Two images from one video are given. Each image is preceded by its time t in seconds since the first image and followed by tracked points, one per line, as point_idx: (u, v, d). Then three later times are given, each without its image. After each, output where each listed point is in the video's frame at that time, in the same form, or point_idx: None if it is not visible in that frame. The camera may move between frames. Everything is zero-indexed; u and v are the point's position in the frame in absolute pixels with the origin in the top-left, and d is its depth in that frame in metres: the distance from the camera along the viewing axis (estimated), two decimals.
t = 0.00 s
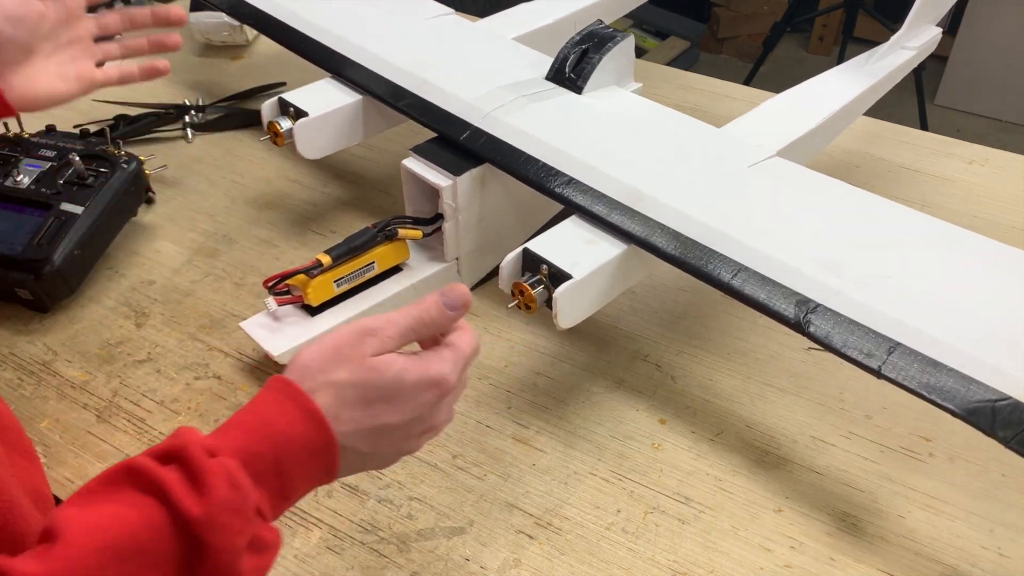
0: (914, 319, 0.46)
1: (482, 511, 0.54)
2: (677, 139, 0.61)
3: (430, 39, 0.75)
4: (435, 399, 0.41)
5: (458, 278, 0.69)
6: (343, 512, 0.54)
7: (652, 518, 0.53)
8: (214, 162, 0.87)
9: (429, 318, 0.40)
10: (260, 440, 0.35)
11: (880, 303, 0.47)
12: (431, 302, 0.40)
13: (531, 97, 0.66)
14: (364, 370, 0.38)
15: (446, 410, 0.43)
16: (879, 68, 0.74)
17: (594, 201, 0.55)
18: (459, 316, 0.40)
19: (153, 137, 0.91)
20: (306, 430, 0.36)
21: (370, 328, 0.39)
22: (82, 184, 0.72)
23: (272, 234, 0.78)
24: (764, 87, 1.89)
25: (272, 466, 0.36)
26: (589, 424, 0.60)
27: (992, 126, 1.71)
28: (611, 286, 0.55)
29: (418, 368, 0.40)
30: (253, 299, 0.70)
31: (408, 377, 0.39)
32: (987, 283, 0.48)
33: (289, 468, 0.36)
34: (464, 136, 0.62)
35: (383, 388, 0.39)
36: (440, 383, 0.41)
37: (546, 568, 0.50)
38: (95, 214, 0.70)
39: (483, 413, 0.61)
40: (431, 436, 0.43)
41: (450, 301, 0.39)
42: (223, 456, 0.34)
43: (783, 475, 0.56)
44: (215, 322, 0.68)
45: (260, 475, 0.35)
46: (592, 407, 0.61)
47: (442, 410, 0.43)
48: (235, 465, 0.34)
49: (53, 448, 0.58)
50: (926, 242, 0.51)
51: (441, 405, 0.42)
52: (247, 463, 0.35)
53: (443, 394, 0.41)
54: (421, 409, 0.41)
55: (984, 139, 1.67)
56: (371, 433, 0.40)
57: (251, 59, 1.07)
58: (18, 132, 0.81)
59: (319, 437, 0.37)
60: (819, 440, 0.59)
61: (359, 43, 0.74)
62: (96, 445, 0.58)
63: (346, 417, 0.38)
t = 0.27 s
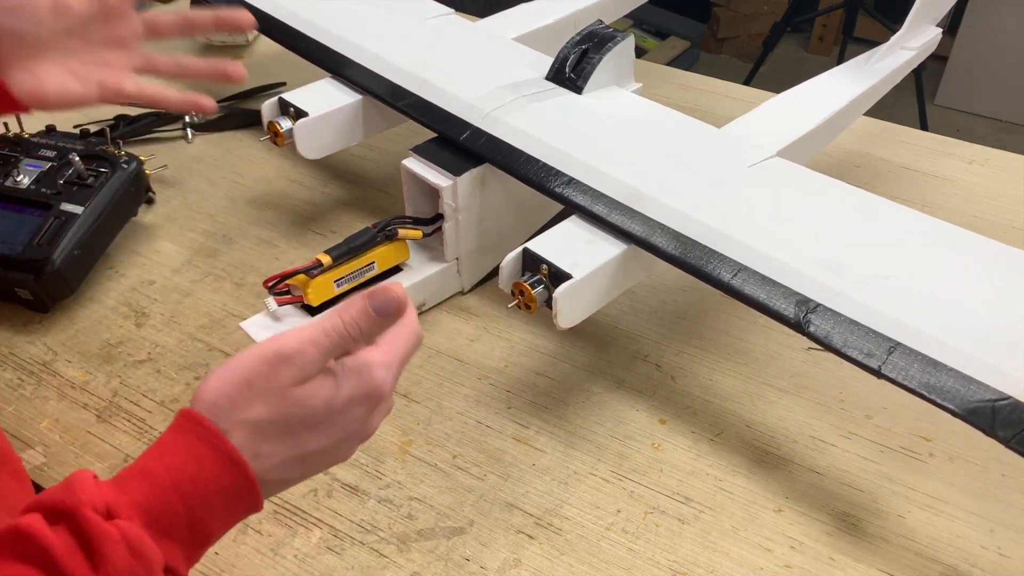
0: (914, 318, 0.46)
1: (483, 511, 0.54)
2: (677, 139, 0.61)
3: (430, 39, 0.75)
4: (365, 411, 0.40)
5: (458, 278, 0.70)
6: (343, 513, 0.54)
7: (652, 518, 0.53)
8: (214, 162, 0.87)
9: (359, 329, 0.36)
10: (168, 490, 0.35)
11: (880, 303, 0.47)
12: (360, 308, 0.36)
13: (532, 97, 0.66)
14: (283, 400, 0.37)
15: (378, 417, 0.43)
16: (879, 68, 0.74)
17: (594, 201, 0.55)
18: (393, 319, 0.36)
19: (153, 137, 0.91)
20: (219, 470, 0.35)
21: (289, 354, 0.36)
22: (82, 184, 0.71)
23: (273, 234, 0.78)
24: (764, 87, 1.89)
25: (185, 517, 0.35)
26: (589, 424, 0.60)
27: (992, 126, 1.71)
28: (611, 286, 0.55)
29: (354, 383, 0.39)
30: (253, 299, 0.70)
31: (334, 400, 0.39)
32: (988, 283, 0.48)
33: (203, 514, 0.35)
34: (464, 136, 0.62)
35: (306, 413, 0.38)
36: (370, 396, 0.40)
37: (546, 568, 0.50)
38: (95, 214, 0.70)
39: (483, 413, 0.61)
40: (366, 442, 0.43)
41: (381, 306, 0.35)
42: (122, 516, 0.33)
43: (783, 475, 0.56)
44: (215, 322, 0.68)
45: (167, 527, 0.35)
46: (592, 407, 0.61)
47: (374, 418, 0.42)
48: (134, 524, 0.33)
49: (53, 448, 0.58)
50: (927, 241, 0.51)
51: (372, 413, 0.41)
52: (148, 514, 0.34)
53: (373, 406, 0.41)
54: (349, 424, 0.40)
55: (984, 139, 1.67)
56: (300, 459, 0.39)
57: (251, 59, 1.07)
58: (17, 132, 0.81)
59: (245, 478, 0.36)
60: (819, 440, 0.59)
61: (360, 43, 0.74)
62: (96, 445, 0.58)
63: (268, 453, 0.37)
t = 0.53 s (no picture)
0: (914, 319, 0.46)
1: (483, 511, 0.54)
2: (677, 139, 0.61)
3: (431, 39, 0.75)
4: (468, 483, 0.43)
5: (458, 278, 0.70)
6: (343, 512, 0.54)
7: (652, 518, 0.53)
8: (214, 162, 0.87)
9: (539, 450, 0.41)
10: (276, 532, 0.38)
11: (880, 303, 0.47)
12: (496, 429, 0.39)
13: (532, 97, 0.66)
14: (402, 498, 0.40)
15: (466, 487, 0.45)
16: (880, 68, 0.74)
17: (594, 201, 0.55)
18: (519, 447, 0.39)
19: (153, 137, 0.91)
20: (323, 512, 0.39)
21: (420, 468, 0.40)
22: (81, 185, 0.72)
23: (272, 234, 0.78)
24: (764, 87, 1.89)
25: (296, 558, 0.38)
26: (589, 424, 0.60)
27: (992, 126, 1.71)
28: (611, 285, 0.55)
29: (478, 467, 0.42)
30: (253, 299, 0.70)
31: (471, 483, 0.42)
32: (989, 283, 0.48)
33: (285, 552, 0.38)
34: (464, 136, 0.62)
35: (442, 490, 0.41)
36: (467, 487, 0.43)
37: (546, 568, 0.50)
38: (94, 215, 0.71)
39: (483, 413, 0.60)
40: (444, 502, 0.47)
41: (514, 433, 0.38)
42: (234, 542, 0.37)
43: (783, 475, 0.56)
44: (215, 322, 0.68)
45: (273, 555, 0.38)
46: (592, 407, 0.61)
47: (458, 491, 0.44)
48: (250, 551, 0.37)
49: (53, 448, 0.58)
50: (927, 241, 0.51)
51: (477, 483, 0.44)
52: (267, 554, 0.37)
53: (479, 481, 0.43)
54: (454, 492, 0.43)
55: (984, 139, 1.67)
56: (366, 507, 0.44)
57: (251, 59, 1.07)
58: (17, 132, 0.81)
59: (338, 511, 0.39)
60: (819, 440, 0.59)
61: (360, 43, 0.74)
62: (96, 445, 0.58)
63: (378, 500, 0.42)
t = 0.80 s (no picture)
0: (914, 318, 0.46)
1: (482, 510, 0.54)
2: (677, 138, 0.61)
3: (430, 39, 0.75)
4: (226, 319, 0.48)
5: (458, 278, 0.70)
6: (343, 512, 0.54)
7: (652, 518, 0.53)
8: (214, 162, 0.87)
9: (221, 243, 0.43)
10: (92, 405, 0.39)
11: (880, 303, 0.47)
12: (221, 218, 0.42)
13: (532, 97, 0.66)
14: (164, 306, 0.42)
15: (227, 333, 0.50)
16: (879, 68, 0.74)
17: (594, 201, 0.55)
18: (242, 233, 0.43)
19: (153, 137, 0.91)
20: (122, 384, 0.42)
21: (159, 281, 0.41)
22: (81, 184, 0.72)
23: (272, 234, 0.78)
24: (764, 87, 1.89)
25: (108, 419, 0.39)
26: (589, 424, 0.60)
27: (992, 126, 1.71)
28: (611, 285, 0.55)
29: (214, 297, 0.45)
30: (253, 299, 0.70)
31: (204, 314, 0.45)
32: (989, 283, 0.48)
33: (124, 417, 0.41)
34: (464, 136, 0.62)
35: (159, 337, 0.42)
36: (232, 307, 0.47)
37: (546, 568, 0.50)
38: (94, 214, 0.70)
39: (483, 413, 0.60)
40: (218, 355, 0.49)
41: (232, 214, 0.42)
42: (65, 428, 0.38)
43: (783, 475, 0.56)
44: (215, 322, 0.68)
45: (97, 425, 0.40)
46: (592, 407, 0.61)
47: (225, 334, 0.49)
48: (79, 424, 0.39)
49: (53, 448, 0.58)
50: (927, 242, 0.51)
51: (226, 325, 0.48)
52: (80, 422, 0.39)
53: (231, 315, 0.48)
54: (214, 333, 0.47)
55: (984, 139, 1.67)
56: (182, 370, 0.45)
57: (251, 59, 1.07)
58: (18, 132, 0.81)
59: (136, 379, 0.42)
60: (819, 440, 0.59)
61: (360, 43, 0.74)
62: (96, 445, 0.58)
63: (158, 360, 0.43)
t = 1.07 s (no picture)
0: (914, 318, 0.46)
1: (482, 510, 0.54)
2: (677, 139, 0.61)
3: (430, 39, 0.75)
4: (144, 336, 0.45)
5: (458, 278, 0.70)
6: (343, 512, 0.54)
7: (652, 518, 0.53)
8: (214, 162, 0.87)
9: (100, 254, 0.36)
10: None
11: (880, 303, 0.47)
12: (88, 229, 0.36)
13: (532, 97, 0.66)
14: (50, 335, 0.38)
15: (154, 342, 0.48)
16: (879, 68, 0.74)
17: (593, 201, 0.55)
18: (123, 234, 0.36)
19: (153, 137, 0.91)
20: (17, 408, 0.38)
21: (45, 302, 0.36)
22: (82, 184, 0.71)
23: (272, 234, 0.78)
24: (764, 87, 1.89)
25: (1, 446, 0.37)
26: (589, 423, 0.60)
27: (992, 126, 1.71)
28: (611, 285, 0.55)
29: (116, 318, 0.43)
30: (253, 299, 0.70)
31: (108, 333, 0.42)
32: (989, 283, 0.48)
33: (20, 445, 0.38)
34: (464, 136, 0.62)
35: (66, 369, 0.41)
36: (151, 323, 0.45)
37: (546, 568, 0.51)
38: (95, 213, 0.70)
39: (483, 413, 0.60)
40: (145, 364, 0.48)
41: (107, 222, 0.35)
42: None
43: (783, 475, 0.56)
44: (215, 322, 0.68)
45: None
46: (592, 407, 0.61)
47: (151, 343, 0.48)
48: None
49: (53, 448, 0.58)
50: (927, 241, 0.51)
51: (146, 338, 0.46)
52: None
53: (151, 331, 0.46)
54: (128, 350, 0.45)
55: (984, 139, 1.67)
56: (88, 391, 0.44)
57: (251, 59, 1.07)
58: (18, 132, 0.81)
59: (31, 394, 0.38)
60: (819, 440, 0.59)
61: (360, 44, 0.74)
62: (96, 445, 0.58)
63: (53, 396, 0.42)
